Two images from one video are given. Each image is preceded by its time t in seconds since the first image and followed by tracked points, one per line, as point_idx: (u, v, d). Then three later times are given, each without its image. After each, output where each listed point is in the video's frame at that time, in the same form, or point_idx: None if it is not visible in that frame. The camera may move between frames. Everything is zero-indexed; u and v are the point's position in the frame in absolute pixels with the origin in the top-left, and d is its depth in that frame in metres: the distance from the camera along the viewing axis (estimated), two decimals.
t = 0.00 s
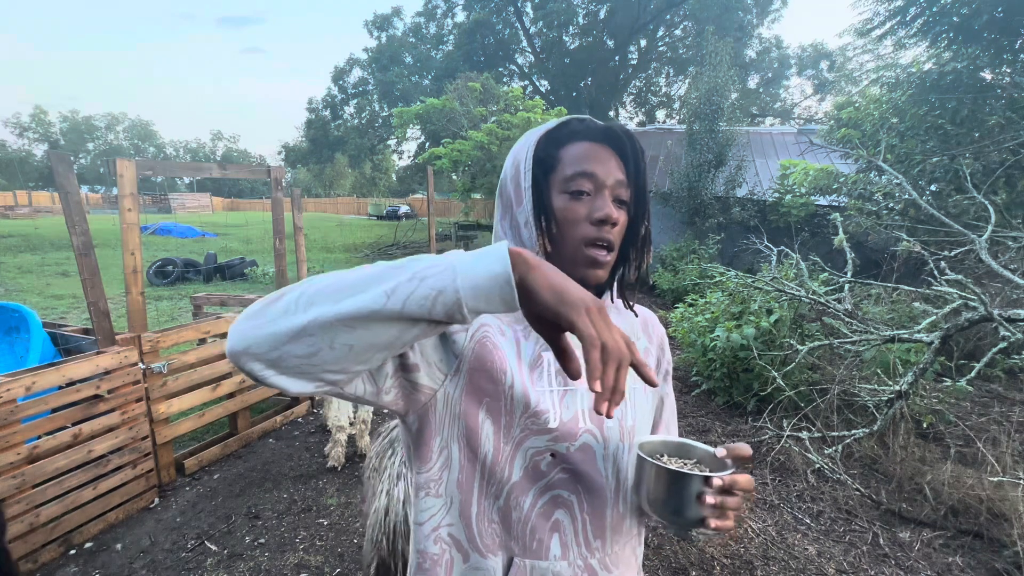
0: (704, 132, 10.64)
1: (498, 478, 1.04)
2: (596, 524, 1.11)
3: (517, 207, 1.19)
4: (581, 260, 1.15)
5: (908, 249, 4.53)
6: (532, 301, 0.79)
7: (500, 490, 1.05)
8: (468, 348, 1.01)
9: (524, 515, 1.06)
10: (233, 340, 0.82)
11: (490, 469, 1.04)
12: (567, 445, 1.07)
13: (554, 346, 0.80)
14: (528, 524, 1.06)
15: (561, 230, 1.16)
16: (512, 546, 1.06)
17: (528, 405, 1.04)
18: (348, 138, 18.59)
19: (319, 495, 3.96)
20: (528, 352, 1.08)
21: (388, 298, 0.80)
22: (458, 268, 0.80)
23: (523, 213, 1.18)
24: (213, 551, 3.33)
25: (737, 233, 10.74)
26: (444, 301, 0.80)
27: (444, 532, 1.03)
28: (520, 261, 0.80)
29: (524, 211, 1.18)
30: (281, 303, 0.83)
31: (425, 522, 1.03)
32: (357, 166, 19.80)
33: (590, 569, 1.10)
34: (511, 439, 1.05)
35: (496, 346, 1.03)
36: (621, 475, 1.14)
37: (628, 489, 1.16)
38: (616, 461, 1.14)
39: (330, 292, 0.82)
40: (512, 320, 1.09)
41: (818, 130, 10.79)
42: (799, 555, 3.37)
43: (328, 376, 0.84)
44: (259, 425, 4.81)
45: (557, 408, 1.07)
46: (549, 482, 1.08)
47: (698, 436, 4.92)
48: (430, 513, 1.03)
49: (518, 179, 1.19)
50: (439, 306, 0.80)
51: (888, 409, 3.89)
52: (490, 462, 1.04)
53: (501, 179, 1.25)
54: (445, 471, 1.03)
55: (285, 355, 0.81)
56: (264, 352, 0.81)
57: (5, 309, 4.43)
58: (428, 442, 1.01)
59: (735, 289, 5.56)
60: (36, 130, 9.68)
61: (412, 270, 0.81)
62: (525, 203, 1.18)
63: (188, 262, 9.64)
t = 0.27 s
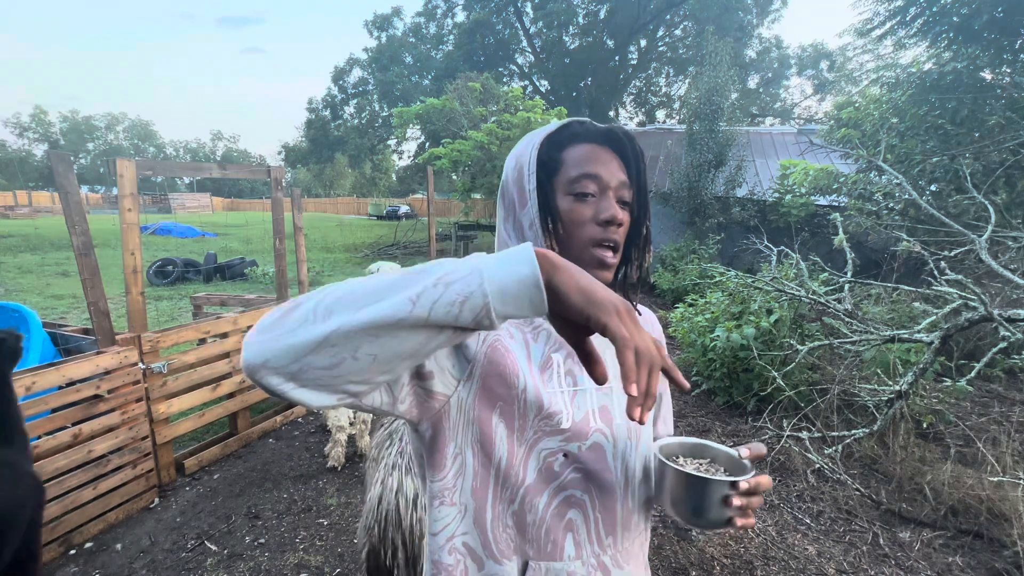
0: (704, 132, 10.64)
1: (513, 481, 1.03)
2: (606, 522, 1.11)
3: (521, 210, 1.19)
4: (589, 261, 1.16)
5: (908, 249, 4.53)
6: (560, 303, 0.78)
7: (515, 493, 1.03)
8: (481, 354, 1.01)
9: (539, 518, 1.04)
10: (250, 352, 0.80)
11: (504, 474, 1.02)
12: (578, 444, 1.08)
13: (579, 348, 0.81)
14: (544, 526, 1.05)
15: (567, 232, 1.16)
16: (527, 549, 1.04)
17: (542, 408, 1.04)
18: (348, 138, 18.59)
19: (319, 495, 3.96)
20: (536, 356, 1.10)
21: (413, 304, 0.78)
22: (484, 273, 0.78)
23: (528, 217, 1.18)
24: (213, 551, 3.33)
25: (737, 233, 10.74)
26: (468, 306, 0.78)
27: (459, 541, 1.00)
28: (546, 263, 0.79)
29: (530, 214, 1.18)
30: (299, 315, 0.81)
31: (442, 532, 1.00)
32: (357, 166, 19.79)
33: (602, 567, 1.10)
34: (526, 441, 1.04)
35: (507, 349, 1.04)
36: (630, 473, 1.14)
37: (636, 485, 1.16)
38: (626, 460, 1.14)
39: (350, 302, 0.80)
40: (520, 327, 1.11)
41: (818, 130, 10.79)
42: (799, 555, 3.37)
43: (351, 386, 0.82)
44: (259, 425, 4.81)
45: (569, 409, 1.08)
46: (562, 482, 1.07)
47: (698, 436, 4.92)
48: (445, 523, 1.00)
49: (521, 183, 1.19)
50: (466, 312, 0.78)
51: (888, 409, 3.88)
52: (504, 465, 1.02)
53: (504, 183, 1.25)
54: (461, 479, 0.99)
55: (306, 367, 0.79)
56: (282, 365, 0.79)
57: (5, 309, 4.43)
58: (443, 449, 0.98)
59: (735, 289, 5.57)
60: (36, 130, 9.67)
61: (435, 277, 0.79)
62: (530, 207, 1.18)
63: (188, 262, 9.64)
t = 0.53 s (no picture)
0: (704, 132, 10.64)
1: (529, 483, 1.02)
2: (618, 518, 1.11)
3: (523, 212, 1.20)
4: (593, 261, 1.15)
5: (908, 249, 4.53)
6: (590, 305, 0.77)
7: (532, 495, 1.02)
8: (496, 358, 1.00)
9: (555, 518, 1.04)
10: (277, 374, 0.80)
11: (521, 476, 1.02)
12: (591, 443, 1.08)
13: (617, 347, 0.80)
14: (561, 526, 1.04)
15: (572, 234, 1.16)
16: (543, 550, 1.04)
17: (557, 409, 1.04)
18: (348, 138, 18.59)
19: (319, 495, 3.96)
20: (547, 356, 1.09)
21: (445, 318, 0.77)
22: (514, 285, 0.77)
23: (531, 219, 1.18)
24: (213, 551, 3.34)
25: (737, 233, 10.74)
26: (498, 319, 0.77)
27: (478, 547, 0.99)
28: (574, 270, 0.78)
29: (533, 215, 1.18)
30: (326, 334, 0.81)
31: (460, 537, 0.99)
32: (357, 166, 19.77)
33: (616, 562, 1.10)
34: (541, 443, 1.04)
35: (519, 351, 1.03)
36: (640, 468, 1.14)
37: (646, 478, 1.17)
38: (637, 456, 1.14)
39: (377, 319, 0.79)
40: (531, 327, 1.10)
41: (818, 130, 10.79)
42: (799, 555, 3.37)
43: (380, 403, 0.81)
44: (259, 425, 4.81)
45: (583, 408, 1.08)
46: (577, 481, 1.07)
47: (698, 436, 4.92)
48: (464, 529, 0.99)
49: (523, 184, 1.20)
50: (498, 325, 0.77)
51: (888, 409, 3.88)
52: (520, 468, 1.02)
53: (505, 187, 1.25)
54: (478, 484, 0.99)
55: (335, 387, 0.79)
56: (311, 386, 0.78)
57: (6, 309, 4.44)
58: (461, 456, 0.97)
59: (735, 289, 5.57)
60: (36, 130, 9.67)
61: (464, 291, 0.79)
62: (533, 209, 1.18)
63: (188, 262, 9.65)
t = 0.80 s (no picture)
0: (704, 132, 10.64)
1: (535, 483, 1.02)
2: (620, 516, 1.12)
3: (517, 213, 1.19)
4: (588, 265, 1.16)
5: (908, 249, 4.53)
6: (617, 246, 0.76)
7: (539, 495, 1.02)
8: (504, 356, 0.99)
9: (562, 518, 1.03)
10: (310, 363, 0.77)
11: (528, 476, 1.02)
12: (595, 441, 1.08)
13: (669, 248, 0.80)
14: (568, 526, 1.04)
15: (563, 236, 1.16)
16: (550, 550, 1.03)
17: (561, 407, 1.04)
18: (348, 138, 18.59)
19: (319, 495, 3.96)
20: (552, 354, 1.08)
21: (487, 283, 0.75)
22: (552, 243, 0.77)
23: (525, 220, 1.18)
24: (213, 551, 3.34)
25: (737, 233, 10.74)
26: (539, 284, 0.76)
27: (488, 550, 0.99)
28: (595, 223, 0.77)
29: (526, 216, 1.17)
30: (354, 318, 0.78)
31: (470, 540, 0.98)
32: (357, 166, 19.77)
33: (619, 558, 1.10)
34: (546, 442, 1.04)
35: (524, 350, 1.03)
36: (637, 463, 1.16)
37: (642, 472, 1.19)
38: (635, 455, 1.15)
39: (410, 293, 0.77)
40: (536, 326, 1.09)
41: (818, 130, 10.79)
42: (799, 555, 3.37)
43: (421, 384, 0.80)
44: (258, 425, 4.81)
45: (587, 406, 1.07)
46: (582, 480, 1.06)
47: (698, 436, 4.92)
48: (474, 534, 0.98)
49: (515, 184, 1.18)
50: (544, 286, 0.76)
51: (888, 409, 3.88)
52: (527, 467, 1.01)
53: (497, 186, 1.24)
54: (488, 486, 0.98)
55: (374, 370, 0.76)
56: (347, 371, 0.76)
57: (6, 309, 4.43)
58: (472, 459, 0.95)
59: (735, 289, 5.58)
60: (35, 130, 9.66)
61: (502, 255, 0.77)
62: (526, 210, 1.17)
63: (188, 262, 9.65)
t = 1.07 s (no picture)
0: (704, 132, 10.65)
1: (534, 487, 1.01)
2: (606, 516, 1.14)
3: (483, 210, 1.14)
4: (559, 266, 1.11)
5: (909, 249, 4.53)
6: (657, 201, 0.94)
7: (536, 498, 1.02)
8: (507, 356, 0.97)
9: (558, 521, 1.04)
10: (424, 337, 0.62)
11: (528, 480, 1.01)
12: (584, 441, 1.09)
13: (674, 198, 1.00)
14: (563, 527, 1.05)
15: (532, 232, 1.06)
16: (544, 555, 1.03)
17: (555, 409, 1.04)
18: (348, 138, 18.61)
19: (319, 495, 3.96)
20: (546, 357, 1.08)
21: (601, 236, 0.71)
22: (633, 202, 0.78)
23: (492, 219, 1.13)
24: (213, 551, 3.34)
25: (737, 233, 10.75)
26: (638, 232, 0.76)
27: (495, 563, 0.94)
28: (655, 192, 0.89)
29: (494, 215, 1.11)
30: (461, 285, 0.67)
31: (483, 555, 0.92)
32: (357, 166, 19.78)
33: (608, 558, 1.12)
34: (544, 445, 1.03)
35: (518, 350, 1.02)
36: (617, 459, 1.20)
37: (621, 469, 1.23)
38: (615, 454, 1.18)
39: (527, 249, 0.67)
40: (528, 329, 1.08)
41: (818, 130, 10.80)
42: (799, 555, 3.37)
43: (536, 355, 0.70)
44: (258, 425, 4.81)
45: (574, 406, 1.09)
46: (573, 480, 1.08)
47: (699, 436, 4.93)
48: (485, 547, 0.92)
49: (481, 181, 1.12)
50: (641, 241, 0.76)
51: (888, 409, 3.88)
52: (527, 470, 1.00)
53: (464, 184, 1.18)
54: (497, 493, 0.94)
55: (500, 339, 0.65)
56: (472, 343, 0.64)
57: (5, 309, 4.44)
58: (486, 467, 0.89)
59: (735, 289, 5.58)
60: (36, 130, 9.65)
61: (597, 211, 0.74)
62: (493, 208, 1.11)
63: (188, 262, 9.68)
